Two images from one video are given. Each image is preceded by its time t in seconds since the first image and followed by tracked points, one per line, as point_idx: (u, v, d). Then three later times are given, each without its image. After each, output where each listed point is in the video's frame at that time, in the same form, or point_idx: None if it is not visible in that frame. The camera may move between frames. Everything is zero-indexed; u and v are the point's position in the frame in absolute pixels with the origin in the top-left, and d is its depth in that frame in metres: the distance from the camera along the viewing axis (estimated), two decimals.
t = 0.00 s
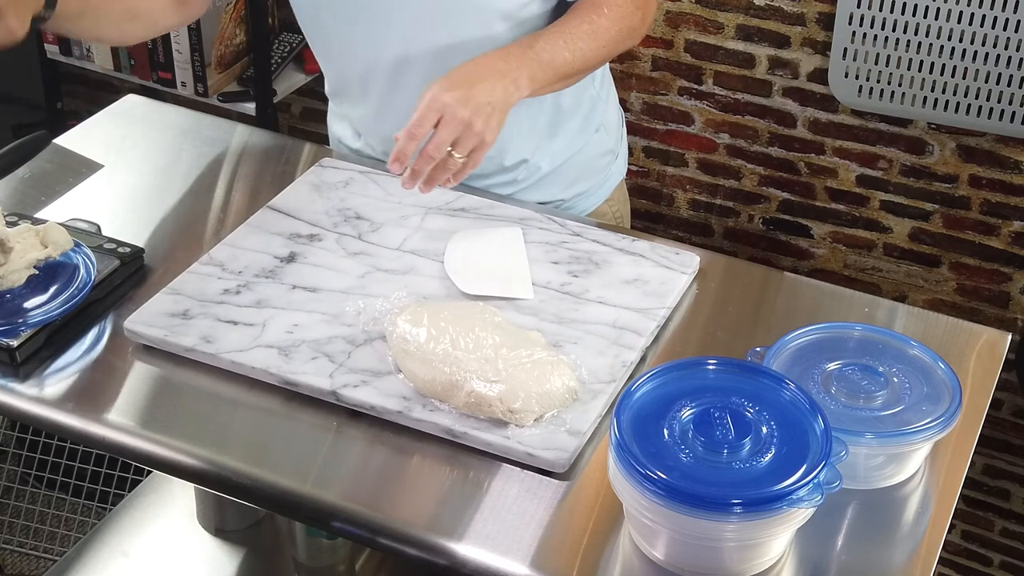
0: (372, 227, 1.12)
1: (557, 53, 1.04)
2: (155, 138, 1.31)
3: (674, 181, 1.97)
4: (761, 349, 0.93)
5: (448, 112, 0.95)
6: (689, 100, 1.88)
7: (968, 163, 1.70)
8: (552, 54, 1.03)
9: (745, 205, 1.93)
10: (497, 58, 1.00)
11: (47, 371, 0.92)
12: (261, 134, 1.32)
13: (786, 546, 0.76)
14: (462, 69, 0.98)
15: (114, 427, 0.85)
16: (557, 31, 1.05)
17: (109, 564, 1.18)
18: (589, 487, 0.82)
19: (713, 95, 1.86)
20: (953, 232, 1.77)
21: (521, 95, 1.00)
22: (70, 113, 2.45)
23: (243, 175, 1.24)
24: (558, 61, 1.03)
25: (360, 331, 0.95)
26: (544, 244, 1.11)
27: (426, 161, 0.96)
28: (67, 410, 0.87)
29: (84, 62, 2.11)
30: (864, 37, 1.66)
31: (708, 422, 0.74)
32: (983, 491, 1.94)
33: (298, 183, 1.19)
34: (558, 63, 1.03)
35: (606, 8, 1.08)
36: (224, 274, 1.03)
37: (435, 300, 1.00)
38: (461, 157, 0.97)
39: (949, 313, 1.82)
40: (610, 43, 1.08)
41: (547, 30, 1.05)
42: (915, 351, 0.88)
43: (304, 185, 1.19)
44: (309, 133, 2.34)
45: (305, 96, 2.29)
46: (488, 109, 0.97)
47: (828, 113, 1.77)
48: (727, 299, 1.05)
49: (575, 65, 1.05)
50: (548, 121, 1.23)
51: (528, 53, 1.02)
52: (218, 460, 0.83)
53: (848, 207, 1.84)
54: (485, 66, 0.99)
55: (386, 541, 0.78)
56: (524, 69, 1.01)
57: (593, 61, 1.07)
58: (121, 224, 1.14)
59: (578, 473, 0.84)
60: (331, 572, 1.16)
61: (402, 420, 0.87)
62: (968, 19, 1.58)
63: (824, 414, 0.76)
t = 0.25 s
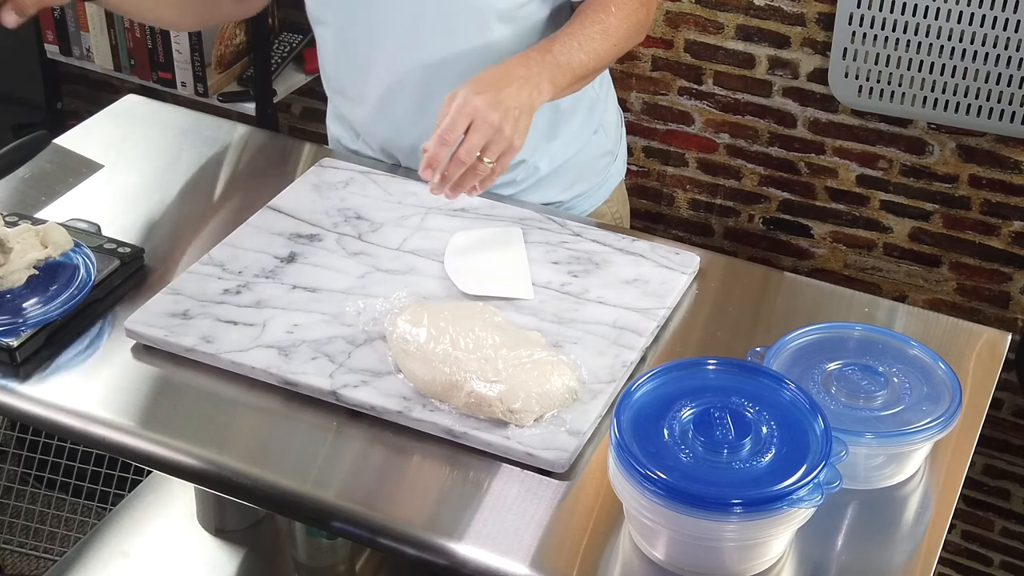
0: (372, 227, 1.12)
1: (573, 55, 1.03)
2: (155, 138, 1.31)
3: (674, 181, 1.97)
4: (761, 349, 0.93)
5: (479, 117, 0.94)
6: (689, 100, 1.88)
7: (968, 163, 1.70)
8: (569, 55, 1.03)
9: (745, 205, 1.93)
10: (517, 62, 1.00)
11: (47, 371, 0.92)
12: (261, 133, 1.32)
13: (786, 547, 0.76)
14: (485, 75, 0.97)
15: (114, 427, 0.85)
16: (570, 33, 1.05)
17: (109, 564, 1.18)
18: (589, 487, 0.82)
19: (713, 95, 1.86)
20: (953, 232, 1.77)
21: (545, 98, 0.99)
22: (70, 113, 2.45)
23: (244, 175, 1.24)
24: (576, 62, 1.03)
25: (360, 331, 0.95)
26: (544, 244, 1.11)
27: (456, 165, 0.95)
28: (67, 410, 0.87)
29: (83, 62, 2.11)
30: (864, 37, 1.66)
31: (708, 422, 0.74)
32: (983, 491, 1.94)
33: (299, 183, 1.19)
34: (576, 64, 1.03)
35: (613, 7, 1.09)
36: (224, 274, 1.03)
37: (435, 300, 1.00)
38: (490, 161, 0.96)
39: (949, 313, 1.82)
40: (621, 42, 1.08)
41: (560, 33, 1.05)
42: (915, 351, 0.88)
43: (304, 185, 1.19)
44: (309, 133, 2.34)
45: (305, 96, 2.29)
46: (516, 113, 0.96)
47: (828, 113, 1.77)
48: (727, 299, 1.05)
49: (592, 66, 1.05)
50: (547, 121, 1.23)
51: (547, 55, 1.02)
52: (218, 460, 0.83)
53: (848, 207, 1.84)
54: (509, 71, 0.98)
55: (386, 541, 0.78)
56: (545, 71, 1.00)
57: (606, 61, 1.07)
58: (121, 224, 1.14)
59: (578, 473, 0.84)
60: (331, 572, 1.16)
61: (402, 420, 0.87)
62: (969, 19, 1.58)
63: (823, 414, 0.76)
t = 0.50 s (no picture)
0: (373, 227, 1.12)
1: (581, 60, 1.04)
2: (155, 138, 1.31)
3: (674, 181, 1.97)
4: (761, 350, 0.93)
5: (492, 125, 0.93)
6: (689, 101, 1.88)
7: (968, 163, 1.70)
8: (577, 60, 1.03)
9: (745, 205, 1.93)
10: (526, 68, 1.00)
11: (47, 370, 0.92)
12: (261, 133, 1.32)
13: (786, 546, 0.76)
14: (495, 82, 0.97)
15: (114, 427, 0.85)
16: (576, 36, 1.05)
17: (109, 564, 1.18)
18: (589, 487, 0.82)
19: (712, 95, 1.86)
20: (952, 232, 1.77)
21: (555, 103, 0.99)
22: (69, 113, 2.45)
23: (243, 175, 1.24)
24: (584, 67, 1.03)
25: (360, 331, 0.95)
26: (544, 244, 1.11)
27: (469, 173, 0.94)
28: (67, 409, 0.87)
29: (83, 62, 2.10)
30: (864, 37, 1.66)
31: (708, 422, 0.74)
32: (983, 491, 1.94)
33: (299, 183, 1.19)
34: (584, 69, 1.03)
35: (617, 12, 1.09)
36: (224, 274, 1.03)
37: (435, 300, 1.00)
38: (504, 168, 0.95)
39: (949, 313, 1.82)
40: (626, 46, 1.09)
41: (568, 38, 1.05)
42: (915, 351, 0.88)
43: (304, 185, 1.19)
44: (309, 133, 2.34)
45: (305, 96, 2.29)
46: (528, 119, 0.96)
47: (828, 113, 1.77)
48: (727, 299, 1.05)
49: (599, 70, 1.05)
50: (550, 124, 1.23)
51: (555, 61, 1.02)
52: (218, 459, 0.83)
53: (848, 207, 1.84)
54: (519, 77, 0.98)
55: (386, 541, 0.78)
56: (554, 76, 1.00)
57: (613, 66, 1.08)
58: (121, 225, 1.14)
59: (578, 473, 0.84)
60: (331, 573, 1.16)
61: (402, 420, 0.87)
62: (969, 19, 1.58)
63: (823, 414, 0.76)
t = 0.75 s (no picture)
0: (373, 227, 1.12)
1: (589, 65, 1.04)
2: (155, 138, 1.31)
3: (674, 181, 1.97)
4: (761, 349, 0.93)
5: (501, 133, 0.93)
6: (689, 101, 1.88)
7: (968, 163, 1.70)
8: (584, 65, 1.03)
9: (745, 205, 1.93)
10: (533, 73, 1.00)
11: (47, 370, 0.92)
12: (261, 133, 1.32)
13: (787, 547, 0.76)
14: (503, 88, 0.97)
15: (115, 427, 0.85)
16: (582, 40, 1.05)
17: (108, 565, 1.18)
18: (589, 487, 0.82)
19: (712, 96, 1.86)
20: (952, 232, 1.77)
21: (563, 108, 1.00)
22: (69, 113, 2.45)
23: (244, 175, 1.24)
24: (590, 72, 1.03)
25: (360, 331, 0.95)
26: (544, 244, 1.11)
27: (478, 179, 0.94)
28: (67, 409, 0.87)
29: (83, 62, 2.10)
30: (864, 37, 1.66)
31: (708, 422, 0.74)
32: (983, 491, 1.94)
33: (298, 183, 1.19)
34: (591, 74, 1.04)
35: (622, 15, 1.09)
36: (224, 273, 1.03)
37: (435, 300, 1.00)
38: (512, 175, 0.95)
39: (949, 313, 1.82)
40: (631, 50, 1.09)
41: (574, 43, 1.05)
42: (915, 351, 0.88)
43: (304, 185, 1.19)
44: (310, 133, 2.34)
45: (305, 96, 2.29)
46: (537, 125, 0.96)
47: (828, 113, 1.77)
48: (727, 299, 1.06)
49: (606, 74, 1.06)
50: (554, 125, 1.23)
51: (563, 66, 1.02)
52: (218, 459, 0.83)
53: (848, 207, 1.84)
54: (527, 83, 0.98)
55: (386, 541, 0.78)
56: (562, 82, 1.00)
57: (619, 69, 1.08)
58: (121, 224, 1.14)
59: (578, 473, 0.84)
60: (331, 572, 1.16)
61: (402, 420, 0.87)
62: (969, 19, 1.58)
63: (823, 414, 0.76)
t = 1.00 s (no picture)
0: (372, 227, 1.12)
1: (607, 97, 1.05)
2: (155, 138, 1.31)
3: (674, 181, 1.97)
4: (761, 349, 0.93)
5: (557, 192, 0.92)
6: (689, 101, 1.88)
7: (968, 163, 1.70)
8: (603, 99, 1.04)
9: (745, 205, 1.93)
10: (559, 117, 1.00)
11: (47, 371, 0.92)
12: (261, 133, 1.32)
13: (786, 546, 0.76)
14: (539, 140, 0.96)
15: (115, 427, 0.85)
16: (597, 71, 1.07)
17: (108, 565, 1.18)
18: (589, 488, 0.82)
19: (712, 96, 1.86)
20: (952, 232, 1.77)
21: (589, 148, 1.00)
22: (69, 112, 2.45)
23: (244, 175, 1.24)
24: (608, 106, 1.05)
25: (360, 331, 0.95)
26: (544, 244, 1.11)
27: (539, 243, 0.91)
28: (67, 410, 0.87)
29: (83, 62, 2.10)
30: (864, 37, 1.66)
31: (708, 422, 0.74)
32: (983, 491, 1.94)
33: (298, 183, 1.20)
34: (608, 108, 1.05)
35: (630, 41, 1.10)
36: (224, 274, 1.03)
37: (435, 300, 1.00)
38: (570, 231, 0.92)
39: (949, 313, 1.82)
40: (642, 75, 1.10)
41: (591, 76, 1.06)
42: (915, 351, 0.88)
43: (304, 185, 1.19)
44: (310, 133, 2.35)
45: (305, 96, 2.29)
46: (576, 173, 0.95)
47: (828, 113, 1.77)
48: (727, 299, 1.05)
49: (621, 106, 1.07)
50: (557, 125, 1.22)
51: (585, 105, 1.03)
52: (218, 459, 0.83)
53: (848, 207, 1.84)
54: (556, 130, 0.98)
55: (386, 541, 0.78)
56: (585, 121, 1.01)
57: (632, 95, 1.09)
58: (121, 224, 1.14)
59: (577, 473, 0.84)
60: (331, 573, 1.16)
61: (401, 420, 0.87)
62: (968, 19, 1.58)
63: (823, 414, 0.76)
